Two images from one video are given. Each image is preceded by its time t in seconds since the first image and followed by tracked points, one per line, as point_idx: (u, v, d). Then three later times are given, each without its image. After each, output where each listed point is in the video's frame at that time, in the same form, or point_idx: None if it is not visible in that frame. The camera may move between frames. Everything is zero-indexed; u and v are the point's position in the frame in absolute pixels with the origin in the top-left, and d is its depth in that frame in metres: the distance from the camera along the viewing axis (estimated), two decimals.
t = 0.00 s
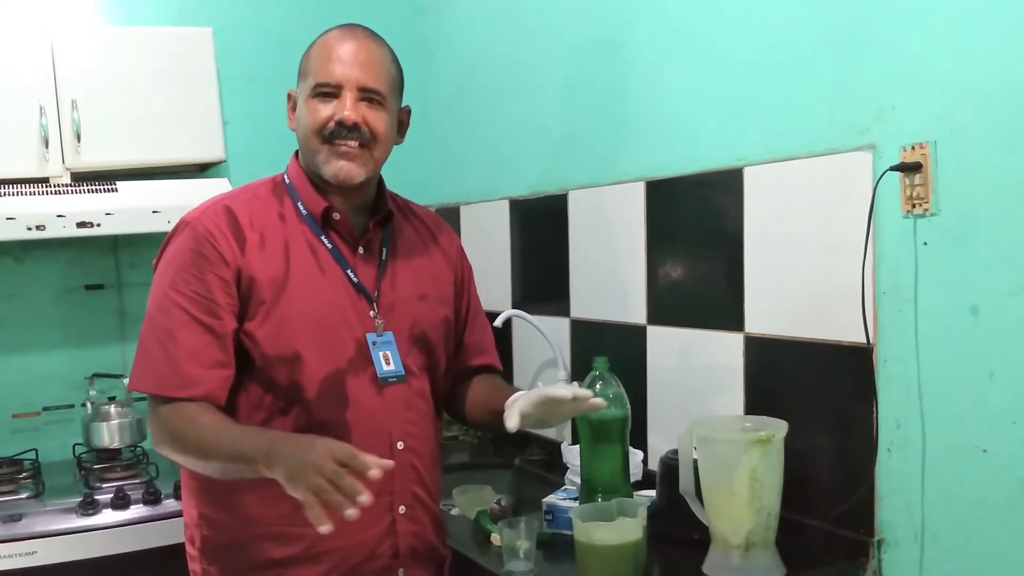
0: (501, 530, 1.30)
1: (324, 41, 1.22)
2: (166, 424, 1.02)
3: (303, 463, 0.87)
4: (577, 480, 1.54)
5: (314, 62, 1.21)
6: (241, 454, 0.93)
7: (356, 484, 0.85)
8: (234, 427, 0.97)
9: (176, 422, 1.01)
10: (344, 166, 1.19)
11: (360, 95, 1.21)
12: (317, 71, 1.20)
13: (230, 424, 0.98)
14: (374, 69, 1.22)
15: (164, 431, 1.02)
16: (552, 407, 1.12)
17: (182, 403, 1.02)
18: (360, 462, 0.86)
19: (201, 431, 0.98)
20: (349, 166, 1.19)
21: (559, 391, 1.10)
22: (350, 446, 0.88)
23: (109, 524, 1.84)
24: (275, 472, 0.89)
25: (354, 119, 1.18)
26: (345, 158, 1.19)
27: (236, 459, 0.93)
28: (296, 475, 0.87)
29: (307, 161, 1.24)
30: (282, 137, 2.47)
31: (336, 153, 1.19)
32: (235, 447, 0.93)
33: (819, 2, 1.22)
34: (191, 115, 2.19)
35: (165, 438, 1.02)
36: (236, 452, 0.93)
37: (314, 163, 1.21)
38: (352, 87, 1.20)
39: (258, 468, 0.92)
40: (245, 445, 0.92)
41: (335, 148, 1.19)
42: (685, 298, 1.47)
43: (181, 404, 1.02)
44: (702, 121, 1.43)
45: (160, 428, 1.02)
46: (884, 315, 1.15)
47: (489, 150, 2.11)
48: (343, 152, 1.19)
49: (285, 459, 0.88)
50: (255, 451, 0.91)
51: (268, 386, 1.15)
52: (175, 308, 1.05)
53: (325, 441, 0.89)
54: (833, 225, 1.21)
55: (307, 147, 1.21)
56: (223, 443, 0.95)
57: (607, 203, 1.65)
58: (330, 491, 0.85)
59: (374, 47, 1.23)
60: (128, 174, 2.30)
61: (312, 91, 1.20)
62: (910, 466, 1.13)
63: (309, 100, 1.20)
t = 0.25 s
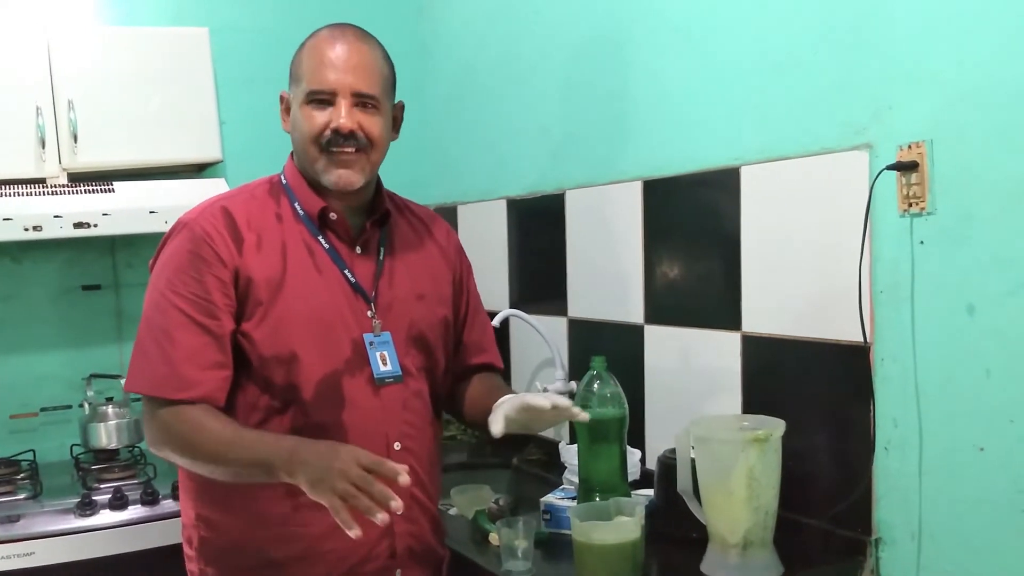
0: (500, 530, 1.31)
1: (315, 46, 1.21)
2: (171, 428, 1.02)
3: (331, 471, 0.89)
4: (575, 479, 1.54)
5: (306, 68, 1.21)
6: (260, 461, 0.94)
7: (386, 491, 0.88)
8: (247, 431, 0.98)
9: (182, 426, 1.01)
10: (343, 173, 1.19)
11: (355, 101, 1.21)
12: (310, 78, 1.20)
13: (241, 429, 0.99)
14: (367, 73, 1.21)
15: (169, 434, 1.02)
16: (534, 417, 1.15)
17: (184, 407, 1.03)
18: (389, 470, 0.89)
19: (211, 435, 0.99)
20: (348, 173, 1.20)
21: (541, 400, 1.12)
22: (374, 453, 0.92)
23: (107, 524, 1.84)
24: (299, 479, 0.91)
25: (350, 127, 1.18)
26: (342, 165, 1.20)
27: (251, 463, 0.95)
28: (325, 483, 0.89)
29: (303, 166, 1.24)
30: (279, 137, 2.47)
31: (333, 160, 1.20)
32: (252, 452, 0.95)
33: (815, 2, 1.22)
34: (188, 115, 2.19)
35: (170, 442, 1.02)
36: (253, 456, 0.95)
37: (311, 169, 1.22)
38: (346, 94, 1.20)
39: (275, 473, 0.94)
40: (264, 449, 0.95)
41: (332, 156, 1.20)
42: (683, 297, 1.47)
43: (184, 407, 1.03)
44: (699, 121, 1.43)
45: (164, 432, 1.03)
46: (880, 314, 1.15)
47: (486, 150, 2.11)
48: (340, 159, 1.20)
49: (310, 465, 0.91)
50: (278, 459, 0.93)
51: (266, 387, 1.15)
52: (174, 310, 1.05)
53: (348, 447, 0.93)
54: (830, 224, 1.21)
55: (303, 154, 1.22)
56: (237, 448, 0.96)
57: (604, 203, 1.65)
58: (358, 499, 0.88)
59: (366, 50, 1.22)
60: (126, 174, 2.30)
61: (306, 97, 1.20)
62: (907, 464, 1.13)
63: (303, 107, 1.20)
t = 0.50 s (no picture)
0: (499, 529, 1.31)
1: (314, 43, 1.21)
2: (182, 435, 1.03)
3: (356, 494, 0.92)
4: (575, 479, 1.54)
5: (305, 65, 1.21)
6: (281, 476, 0.96)
7: (411, 519, 0.91)
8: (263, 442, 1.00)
9: (194, 434, 1.02)
10: (340, 171, 1.19)
11: (354, 98, 1.21)
12: (309, 75, 1.20)
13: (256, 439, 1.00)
14: (365, 70, 1.22)
15: (180, 440, 1.03)
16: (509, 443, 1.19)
17: (191, 414, 1.03)
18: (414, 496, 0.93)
19: (224, 445, 1.00)
20: (345, 171, 1.19)
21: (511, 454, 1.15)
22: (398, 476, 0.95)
23: (107, 524, 1.84)
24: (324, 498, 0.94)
25: (349, 124, 1.18)
26: (341, 163, 1.20)
27: (270, 476, 0.97)
28: (350, 504, 0.92)
29: (301, 165, 1.24)
30: (279, 137, 2.47)
31: (333, 159, 1.20)
32: (271, 465, 0.97)
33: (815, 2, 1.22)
34: (188, 114, 2.19)
35: (182, 448, 1.02)
36: (273, 470, 0.97)
37: (309, 168, 1.22)
38: (345, 91, 1.20)
39: (295, 487, 0.97)
40: (285, 464, 0.96)
41: (332, 153, 1.20)
42: (683, 297, 1.47)
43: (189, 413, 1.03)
44: (699, 120, 1.43)
45: (174, 438, 1.03)
46: (880, 314, 1.15)
47: (486, 149, 2.11)
48: (339, 156, 1.20)
49: (335, 485, 0.94)
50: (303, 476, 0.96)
51: (267, 389, 1.15)
52: (175, 312, 1.05)
53: (372, 467, 0.95)
54: (830, 224, 1.21)
55: (301, 152, 1.22)
56: (254, 460, 0.98)
57: (604, 203, 1.65)
58: (384, 524, 0.91)
59: (365, 48, 1.23)
60: (126, 174, 2.30)
61: (305, 95, 1.20)
62: (907, 464, 1.13)
63: (302, 104, 1.20)
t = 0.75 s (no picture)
0: (499, 529, 1.31)
1: (318, 42, 1.21)
2: (200, 442, 1.01)
3: (391, 489, 0.92)
4: (575, 479, 1.54)
5: (310, 65, 1.20)
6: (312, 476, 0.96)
7: (450, 510, 0.91)
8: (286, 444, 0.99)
9: (209, 438, 1.01)
10: (344, 172, 1.20)
11: (358, 98, 1.21)
12: (314, 74, 1.20)
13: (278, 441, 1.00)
14: (369, 70, 1.22)
15: (195, 449, 1.01)
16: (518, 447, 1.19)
17: (206, 418, 1.02)
18: (450, 489, 0.93)
19: (246, 449, 0.99)
20: (349, 172, 1.20)
21: (534, 459, 1.14)
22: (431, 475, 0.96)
23: (108, 524, 1.84)
24: (358, 497, 0.94)
25: (356, 124, 1.18)
26: (348, 164, 1.20)
27: (300, 478, 0.97)
28: (386, 500, 0.92)
29: (304, 166, 1.23)
30: (279, 137, 2.47)
31: (339, 159, 1.20)
32: (300, 465, 0.97)
33: (815, 1, 1.22)
34: (188, 114, 2.19)
35: (197, 456, 1.01)
36: (302, 471, 0.97)
37: (314, 169, 1.21)
38: (350, 91, 1.20)
39: (325, 486, 0.96)
40: (315, 464, 0.97)
41: (337, 154, 1.19)
42: (683, 296, 1.47)
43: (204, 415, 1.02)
44: (699, 120, 1.43)
45: (189, 446, 1.02)
46: (880, 314, 1.15)
47: (486, 149, 2.11)
48: (343, 157, 1.20)
49: (369, 482, 0.94)
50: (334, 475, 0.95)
51: (274, 392, 1.14)
52: (185, 315, 1.03)
53: (402, 464, 0.95)
54: (830, 224, 1.21)
55: (306, 153, 1.21)
56: (281, 461, 0.97)
57: (605, 203, 1.65)
58: (422, 518, 0.91)
59: (368, 48, 1.23)
60: (126, 174, 2.30)
61: (309, 95, 1.20)
62: (907, 465, 1.13)
63: (307, 104, 1.20)
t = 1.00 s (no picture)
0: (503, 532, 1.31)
1: (357, 70, 1.12)
2: (237, 446, 1.00)
3: (446, 496, 0.94)
4: (579, 482, 1.54)
5: (349, 96, 1.11)
6: (362, 483, 0.97)
7: (505, 519, 0.94)
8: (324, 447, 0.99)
9: (241, 447, 1.00)
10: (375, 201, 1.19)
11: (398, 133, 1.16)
12: (354, 108, 1.11)
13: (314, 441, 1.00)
14: (407, 102, 1.16)
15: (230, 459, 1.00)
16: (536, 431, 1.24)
17: (238, 420, 1.02)
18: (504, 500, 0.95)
19: (291, 455, 0.98)
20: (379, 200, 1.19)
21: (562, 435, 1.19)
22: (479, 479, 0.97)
23: (111, 526, 1.84)
24: (411, 503, 0.95)
25: (399, 167, 1.16)
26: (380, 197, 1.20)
27: (345, 484, 0.97)
28: (442, 507, 0.94)
29: (329, 190, 1.19)
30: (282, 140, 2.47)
31: (373, 195, 1.18)
32: (344, 470, 0.97)
33: (818, 4, 1.22)
34: (191, 117, 2.20)
35: (231, 466, 1.00)
36: (346, 477, 0.97)
37: (344, 197, 1.19)
38: (394, 131, 1.15)
39: (374, 493, 0.97)
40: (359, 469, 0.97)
41: (372, 191, 1.18)
42: (686, 297, 1.47)
43: (237, 419, 1.02)
44: (703, 122, 1.43)
45: (223, 455, 1.01)
46: (884, 316, 1.15)
47: (489, 152, 2.11)
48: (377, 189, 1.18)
49: (424, 490, 0.95)
50: (387, 482, 0.96)
51: (289, 395, 1.16)
52: (208, 319, 1.03)
53: (453, 474, 0.97)
54: (834, 227, 1.21)
55: (337, 184, 1.17)
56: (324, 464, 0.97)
57: (607, 205, 1.65)
58: (479, 526, 0.93)
59: (404, 78, 1.17)
60: (129, 176, 2.30)
61: (349, 129, 1.12)
62: (911, 467, 1.13)
63: (345, 138, 1.13)
